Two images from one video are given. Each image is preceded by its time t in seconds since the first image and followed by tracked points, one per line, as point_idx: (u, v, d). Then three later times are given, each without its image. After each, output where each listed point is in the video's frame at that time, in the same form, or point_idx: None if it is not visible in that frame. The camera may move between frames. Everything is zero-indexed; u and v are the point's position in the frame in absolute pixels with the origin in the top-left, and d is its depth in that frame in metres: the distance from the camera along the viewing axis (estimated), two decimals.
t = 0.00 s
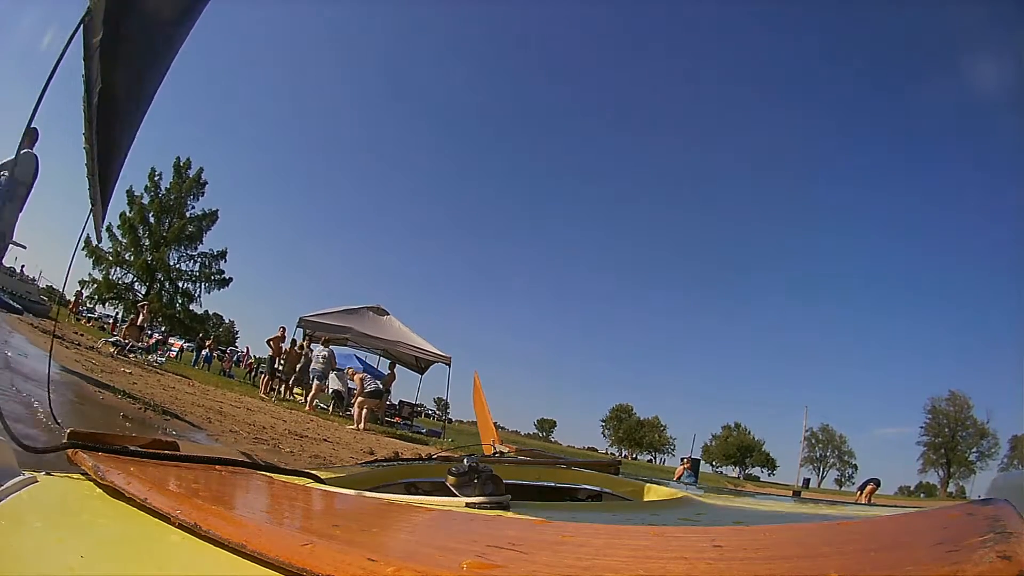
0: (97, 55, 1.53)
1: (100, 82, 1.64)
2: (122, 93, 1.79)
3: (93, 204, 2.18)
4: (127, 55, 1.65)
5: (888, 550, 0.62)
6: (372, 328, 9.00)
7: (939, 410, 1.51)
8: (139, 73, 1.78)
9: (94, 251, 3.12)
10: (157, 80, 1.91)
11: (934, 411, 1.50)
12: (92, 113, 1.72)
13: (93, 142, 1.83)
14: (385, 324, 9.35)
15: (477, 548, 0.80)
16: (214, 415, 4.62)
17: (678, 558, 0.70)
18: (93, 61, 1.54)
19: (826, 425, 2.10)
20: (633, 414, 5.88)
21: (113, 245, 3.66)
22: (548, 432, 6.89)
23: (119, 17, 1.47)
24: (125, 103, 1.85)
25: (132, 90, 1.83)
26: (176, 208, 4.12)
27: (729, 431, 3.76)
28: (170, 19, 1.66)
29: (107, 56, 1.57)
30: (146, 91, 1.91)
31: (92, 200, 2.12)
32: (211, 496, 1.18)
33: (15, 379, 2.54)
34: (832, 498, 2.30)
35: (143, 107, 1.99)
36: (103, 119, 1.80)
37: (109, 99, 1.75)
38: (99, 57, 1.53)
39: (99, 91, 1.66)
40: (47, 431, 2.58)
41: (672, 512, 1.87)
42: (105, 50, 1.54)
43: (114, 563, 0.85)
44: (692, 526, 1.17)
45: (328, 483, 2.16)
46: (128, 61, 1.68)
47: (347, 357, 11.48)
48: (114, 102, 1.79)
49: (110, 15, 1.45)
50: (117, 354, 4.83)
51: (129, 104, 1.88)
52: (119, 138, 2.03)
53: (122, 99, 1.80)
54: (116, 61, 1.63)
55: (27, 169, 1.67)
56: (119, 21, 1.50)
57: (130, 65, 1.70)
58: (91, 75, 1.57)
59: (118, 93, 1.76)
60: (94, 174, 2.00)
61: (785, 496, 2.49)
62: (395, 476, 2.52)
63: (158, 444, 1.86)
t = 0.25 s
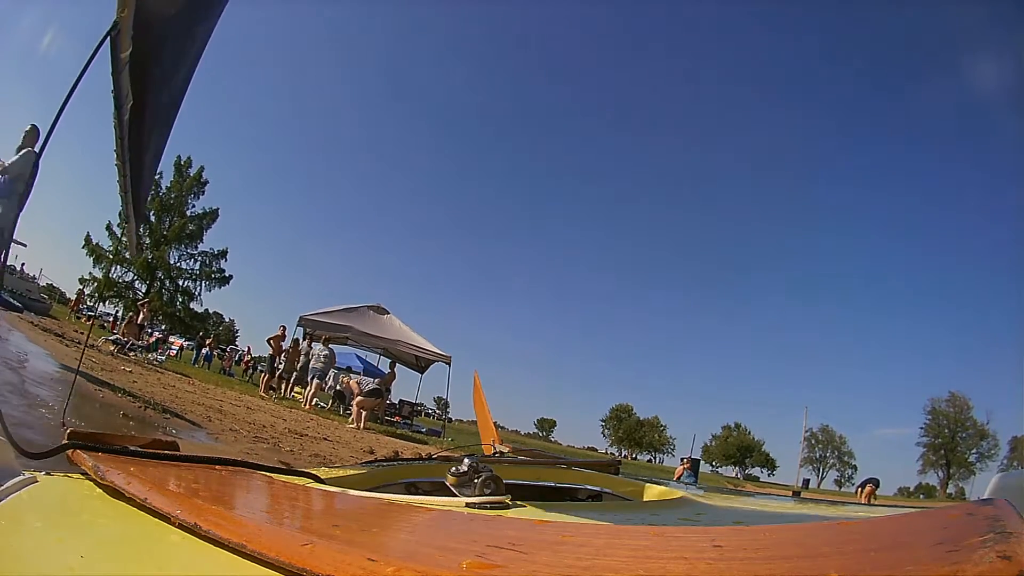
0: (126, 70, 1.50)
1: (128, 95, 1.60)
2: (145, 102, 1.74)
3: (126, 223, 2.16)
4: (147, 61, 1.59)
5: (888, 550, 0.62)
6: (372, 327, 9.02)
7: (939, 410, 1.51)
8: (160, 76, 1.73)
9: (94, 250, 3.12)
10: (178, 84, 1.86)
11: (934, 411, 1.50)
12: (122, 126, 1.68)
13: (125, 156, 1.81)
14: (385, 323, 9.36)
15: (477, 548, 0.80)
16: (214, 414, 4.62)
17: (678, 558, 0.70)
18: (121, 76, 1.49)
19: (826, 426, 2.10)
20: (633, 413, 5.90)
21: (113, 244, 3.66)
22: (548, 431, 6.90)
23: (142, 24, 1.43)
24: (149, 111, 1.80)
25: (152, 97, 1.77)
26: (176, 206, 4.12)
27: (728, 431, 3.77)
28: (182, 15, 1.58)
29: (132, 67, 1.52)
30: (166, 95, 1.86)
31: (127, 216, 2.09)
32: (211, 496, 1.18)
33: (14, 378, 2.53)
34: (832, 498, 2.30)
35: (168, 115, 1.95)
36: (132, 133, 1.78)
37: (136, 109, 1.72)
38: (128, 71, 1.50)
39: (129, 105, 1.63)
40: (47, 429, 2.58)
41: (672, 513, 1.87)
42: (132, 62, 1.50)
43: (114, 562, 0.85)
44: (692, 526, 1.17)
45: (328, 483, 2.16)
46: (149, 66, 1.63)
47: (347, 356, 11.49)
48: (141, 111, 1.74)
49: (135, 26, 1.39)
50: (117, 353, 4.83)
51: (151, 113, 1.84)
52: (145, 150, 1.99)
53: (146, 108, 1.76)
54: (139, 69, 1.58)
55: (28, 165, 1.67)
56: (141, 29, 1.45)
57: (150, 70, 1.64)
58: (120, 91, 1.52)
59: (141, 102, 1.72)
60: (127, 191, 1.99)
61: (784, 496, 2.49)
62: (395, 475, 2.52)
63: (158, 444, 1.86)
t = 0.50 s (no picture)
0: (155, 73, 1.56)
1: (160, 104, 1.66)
2: (176, 113, 1.81)
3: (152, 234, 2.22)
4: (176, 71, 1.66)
5: (888, 550, 0.62)
6: (372, 327, 9.03)
7: (938, 409, 1.51)
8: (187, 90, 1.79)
9: (94, 250, 3.12)
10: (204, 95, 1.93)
11: (934, 411, 1.50)
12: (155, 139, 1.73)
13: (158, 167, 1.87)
14: (385, 323, 9.36)
15: (477, 548, 0.80)
16: (214, 415, 4.62)
17: (678, 558, 0.70)
18: (152, 79, 1.57)
19: (826, 425, 2.10)
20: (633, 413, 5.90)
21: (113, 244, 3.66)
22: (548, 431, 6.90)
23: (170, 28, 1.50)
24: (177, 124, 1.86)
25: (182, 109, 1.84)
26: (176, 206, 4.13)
27: (728, 430, 3.77)
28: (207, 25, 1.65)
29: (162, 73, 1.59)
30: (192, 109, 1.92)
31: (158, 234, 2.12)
32: (211, 496, 1.18)
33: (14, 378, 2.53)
34: (832, 498, 2.30)
35: (194, 124, 2.01)
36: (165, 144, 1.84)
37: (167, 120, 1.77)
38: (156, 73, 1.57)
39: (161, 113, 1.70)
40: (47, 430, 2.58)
41: (672, 513, 1.87)
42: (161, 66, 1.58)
43: (114, 562, 0.85)
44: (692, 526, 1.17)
45: (328, 483, 2.16)
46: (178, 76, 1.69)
47: (347, 356, 11.49)
48: (171, 123, 1.81)
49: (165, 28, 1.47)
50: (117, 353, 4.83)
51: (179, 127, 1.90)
52: (173, 164, 2.05)
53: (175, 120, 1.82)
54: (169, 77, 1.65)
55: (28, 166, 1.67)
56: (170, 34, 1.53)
57: (180, 81, 1.71)
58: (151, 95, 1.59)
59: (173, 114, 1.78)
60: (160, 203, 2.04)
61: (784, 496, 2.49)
62: (395, 475, 2.52)
63: (158, 444, 1.86)
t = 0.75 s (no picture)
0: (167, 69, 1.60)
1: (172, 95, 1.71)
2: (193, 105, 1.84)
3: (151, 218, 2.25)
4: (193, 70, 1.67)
5: (888, 550, 0.62)
6: (372, 327, 9.03)
7: (938, 409, 1.50)
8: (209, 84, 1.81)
9: (94, 250, 3.12)
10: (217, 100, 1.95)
11: (934, 410, 1.50)
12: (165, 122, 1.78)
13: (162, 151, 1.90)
14: (385, 323, 9.35)
15: (476, 548, 0.80)
16: (214, 414, 4.62)
17: (678, 558, 0.70)
18: (163, 75, 1.60)
19: (826, 424, 2.09)
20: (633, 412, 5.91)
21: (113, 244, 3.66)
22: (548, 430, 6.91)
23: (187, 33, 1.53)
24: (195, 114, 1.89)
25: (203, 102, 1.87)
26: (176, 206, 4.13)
27: (728, 430, 3.76)
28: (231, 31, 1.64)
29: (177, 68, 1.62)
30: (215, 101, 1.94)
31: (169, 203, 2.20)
32: (210, 496, 1.18)
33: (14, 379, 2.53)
34: (832, 498, 2.29)
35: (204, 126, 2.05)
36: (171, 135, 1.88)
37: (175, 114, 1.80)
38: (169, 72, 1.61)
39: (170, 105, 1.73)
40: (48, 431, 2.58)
41: (672, 513, 1.87)
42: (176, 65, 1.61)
43: (113, 563, 0.85)
44: (691, 526, 1.17)
45: (328, 483, 2.16)
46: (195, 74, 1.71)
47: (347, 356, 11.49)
48: (185, 112, 1.84)
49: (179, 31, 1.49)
50: (117, 353, 4.83)
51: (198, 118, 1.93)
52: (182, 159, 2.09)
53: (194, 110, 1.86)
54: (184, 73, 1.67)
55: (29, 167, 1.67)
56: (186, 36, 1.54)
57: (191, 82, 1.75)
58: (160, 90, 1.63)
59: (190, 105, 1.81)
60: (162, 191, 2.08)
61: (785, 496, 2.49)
62: (395, 476, 2.52)
63: (158, 444, 1.86)
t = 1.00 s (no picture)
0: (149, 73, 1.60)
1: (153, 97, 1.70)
2: (169, 100, 1.84)
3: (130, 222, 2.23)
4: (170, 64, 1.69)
5: (889, 550, 0.62)
6: (372, 326, 9.03)
7: (938, 409, 1.50)
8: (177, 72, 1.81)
9: (94, 251, 3.12)
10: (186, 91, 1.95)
11: (934, 410, 1.50)
12: (147, 126, 1.78)
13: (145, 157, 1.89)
14: (385, 322, 9.35)
15: (476, 548, 0.80)
16: (214, 414, 4.62)
17: (678, 558, 0.70)
18: (146, 79, 1.60)
19: (826, 425, 2.09)
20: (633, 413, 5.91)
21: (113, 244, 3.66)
22: (548, 430, 6.91)
23: (166, 29, 1.53)
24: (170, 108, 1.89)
25: (174, 94, 1.87)
26: (176, 206, 4.13)
27: (729, 431, 3.77)
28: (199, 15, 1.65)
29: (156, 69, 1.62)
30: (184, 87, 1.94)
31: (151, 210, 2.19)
32: (210, 496, 1.18)
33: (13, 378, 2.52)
34: (832, 498, 2.29)
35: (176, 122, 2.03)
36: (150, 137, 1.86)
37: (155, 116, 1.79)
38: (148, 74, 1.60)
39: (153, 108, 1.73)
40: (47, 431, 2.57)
41: (671, 513, 1.87)
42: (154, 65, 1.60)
43: (113, 563, 0.85)
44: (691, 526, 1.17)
45: (328, 483, 2.16)
46: (171, 68, 1.72)
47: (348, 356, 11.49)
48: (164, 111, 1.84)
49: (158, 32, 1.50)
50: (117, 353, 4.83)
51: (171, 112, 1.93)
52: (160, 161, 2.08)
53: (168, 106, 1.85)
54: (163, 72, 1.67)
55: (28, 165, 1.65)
56: (165, 34, 1.55)
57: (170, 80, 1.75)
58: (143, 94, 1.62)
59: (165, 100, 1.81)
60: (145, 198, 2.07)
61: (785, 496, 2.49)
62: (395, 476, 2.52)
63: (158, 444, 1.86)
